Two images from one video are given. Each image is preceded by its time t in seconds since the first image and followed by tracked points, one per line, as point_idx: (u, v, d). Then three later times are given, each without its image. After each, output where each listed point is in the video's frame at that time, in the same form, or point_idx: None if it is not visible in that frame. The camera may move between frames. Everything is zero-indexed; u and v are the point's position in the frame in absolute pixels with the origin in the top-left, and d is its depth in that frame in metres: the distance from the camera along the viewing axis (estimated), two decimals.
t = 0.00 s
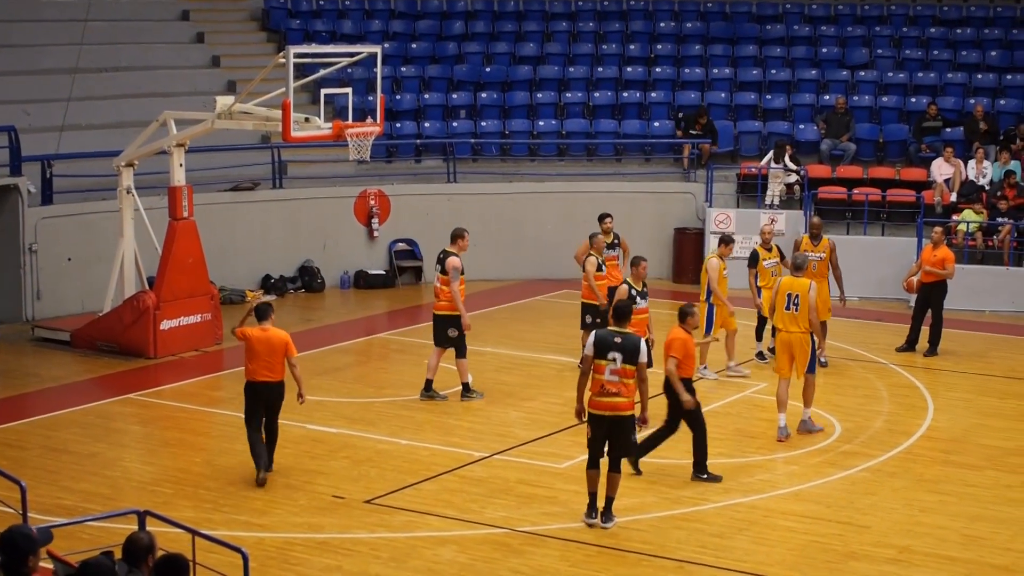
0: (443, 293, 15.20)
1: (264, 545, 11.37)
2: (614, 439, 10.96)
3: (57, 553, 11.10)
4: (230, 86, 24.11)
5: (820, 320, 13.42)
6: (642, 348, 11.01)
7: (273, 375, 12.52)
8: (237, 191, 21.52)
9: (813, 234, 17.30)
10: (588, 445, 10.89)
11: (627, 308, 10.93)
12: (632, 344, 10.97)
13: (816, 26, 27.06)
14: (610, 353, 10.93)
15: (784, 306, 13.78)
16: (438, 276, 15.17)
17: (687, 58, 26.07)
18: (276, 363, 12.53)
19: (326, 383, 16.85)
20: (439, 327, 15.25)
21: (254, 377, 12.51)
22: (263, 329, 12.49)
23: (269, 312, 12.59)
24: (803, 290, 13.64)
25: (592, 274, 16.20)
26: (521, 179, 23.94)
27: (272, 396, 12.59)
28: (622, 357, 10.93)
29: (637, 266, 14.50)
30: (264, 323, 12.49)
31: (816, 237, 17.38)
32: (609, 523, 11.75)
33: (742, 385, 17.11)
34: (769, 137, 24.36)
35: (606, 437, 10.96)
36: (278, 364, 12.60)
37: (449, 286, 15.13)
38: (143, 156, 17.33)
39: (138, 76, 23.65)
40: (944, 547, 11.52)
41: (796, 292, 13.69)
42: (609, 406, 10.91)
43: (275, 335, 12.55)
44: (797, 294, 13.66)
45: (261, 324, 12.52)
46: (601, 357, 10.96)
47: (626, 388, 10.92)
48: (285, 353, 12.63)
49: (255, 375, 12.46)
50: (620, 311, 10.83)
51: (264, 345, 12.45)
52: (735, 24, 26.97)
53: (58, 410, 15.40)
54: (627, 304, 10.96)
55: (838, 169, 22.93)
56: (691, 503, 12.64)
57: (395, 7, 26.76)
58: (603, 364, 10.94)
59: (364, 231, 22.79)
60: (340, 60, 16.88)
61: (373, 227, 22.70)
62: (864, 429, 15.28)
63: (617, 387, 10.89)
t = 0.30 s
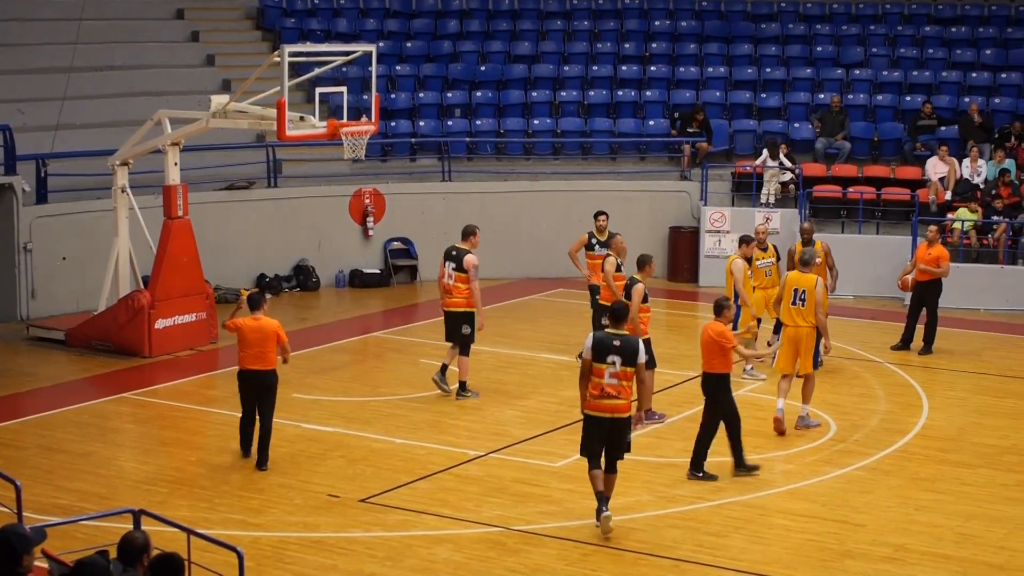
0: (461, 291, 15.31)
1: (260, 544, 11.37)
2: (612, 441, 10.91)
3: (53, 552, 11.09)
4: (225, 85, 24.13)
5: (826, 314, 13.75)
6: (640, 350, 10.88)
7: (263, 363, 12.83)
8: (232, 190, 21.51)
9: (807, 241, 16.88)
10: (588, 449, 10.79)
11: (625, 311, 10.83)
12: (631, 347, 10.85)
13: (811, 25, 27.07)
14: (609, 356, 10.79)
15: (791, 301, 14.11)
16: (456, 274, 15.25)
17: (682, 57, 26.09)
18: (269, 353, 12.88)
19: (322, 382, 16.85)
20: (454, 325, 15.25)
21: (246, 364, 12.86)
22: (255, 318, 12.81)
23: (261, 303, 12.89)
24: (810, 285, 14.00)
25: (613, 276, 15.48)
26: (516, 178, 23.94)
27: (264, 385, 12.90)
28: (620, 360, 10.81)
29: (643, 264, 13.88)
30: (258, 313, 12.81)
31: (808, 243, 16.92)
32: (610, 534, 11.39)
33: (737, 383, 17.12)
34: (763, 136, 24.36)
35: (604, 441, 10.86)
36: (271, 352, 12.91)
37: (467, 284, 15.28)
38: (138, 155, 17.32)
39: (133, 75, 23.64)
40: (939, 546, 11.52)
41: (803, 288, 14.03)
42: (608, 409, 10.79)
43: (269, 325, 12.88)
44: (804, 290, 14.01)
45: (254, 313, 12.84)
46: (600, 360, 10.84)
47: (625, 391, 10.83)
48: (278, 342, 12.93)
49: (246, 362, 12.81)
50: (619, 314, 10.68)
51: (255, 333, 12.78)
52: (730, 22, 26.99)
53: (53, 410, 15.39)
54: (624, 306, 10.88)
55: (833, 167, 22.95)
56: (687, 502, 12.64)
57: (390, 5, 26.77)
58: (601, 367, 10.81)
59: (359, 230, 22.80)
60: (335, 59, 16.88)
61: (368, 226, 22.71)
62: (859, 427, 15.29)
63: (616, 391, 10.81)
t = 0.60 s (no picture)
0: (471, 289, 15.40)
1: (254, 544, 11.37)
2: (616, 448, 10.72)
3: (47, 552, 11.09)
4: (218, 84, 24.14)
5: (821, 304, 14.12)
6: (637, 352, 10.65)
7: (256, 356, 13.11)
8: (226, 189, 21.49)
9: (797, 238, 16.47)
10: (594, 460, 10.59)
11: (616, 315, 10.58)
12: (628, 350, 10.61)
13: (804, 24, 27.08)
14: (607, 363, 10.53)
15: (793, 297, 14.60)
16: (465, 273, 15.31)
17: (675, 56, 26.11)
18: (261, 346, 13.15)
19: (316, 381, 16.85)
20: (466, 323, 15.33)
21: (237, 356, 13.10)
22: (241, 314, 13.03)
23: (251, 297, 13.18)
24: (809, 279, 14.43)
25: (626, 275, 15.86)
26: (510, 178, 23.94)
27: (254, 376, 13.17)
28: (619, 366, 10.56)
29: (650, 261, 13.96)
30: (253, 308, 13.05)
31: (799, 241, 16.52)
32: (616, 537, 11.29)
33: (731, 382, 17.13)
34: (757, 135, 24.34)
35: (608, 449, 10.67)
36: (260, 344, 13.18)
37: (477, 282, 15.40)
38: (131, 154, 17.30)
39: (127, 74, 23.64)
40: (933, 544, 11.53)
41: (802, 282, 14.47)
42: (610, 416, 10.57)
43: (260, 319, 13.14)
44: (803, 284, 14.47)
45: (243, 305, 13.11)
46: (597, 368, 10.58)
47: (626, 396, 10.60)
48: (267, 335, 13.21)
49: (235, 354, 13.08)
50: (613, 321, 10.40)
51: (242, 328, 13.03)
52: (723, 21, 27.02)
53: (47, 409, 15.38)
54: (614, 310, 10.62)
55: (827, 166, 22.96)
56: (680, 501, 12.64)
57: (383, 4, 26.78)
58: (600, 375, 10.55)
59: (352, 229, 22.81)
60: (329, 58, 16.86)
61: (362, 225, 22.71)
62: (853, 426, 15.30)
63: (616, 397, 10.57)
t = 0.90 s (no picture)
0: (472, 284, 15.74)
1: (247, 543, 11.37)
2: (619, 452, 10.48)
3: (40, 552, 11.08)
4: (212, 84, 24.13)
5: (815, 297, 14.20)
6: (631, 351, 10.54)
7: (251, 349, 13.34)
8: (219, 188, 21.48)
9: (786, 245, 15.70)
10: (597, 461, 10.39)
11: (606, 314, 10.49)
12: (622, 348, 10.50)
13: (798, 23, 27.08)
14: (602, 362, 10.40)
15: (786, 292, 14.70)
16: (465, 268, 15.65)
17: (668, 55, 26.14)
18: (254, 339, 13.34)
19: (309, 381, 16.85)
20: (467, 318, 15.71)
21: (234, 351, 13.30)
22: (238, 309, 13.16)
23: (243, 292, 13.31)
24: (800, 275, 14.56)
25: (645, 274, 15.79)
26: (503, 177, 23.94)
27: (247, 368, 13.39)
28: (614, 364, 10.43)
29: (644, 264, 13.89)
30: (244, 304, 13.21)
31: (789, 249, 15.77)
32: (613, 541, 11.26)
33: (724, 381, 17.14)
34: (750, 134, 24.33)
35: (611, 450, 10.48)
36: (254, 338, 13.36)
37: (477, 277, 15.71)
38: (124, 154, 17.27)
39: (120, 74, 23.62)
40: (927, 543, 11.54)
41: (793, 278, 14.61)
42: (610, 417, 10.36)
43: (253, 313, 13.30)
44: (795, 280, 14.59)
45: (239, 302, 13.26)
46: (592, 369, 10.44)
47: (624, 396, 10.41)
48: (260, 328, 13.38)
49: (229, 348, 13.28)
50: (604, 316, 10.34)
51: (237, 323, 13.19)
52: (717, 20, 27.02)
53: (40, 409, 15.37)
54: (603, 311, 10.54)
55: (820, 165, 22.96)
56: (674, 500, 12.65)
57: (376, 4, 26.77)
58: (596, 375, 10.40)
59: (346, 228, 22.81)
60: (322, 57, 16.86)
61: (355, 224, 22.71)
62: (846, 425, 15.30)
63: (614, 397, 10.38)
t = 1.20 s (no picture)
0: (472, 279, 15.90)
1: (242, 542, 11.37)
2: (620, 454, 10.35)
3: (34, 552, 11.07)
4: (205, 83, 24.14)
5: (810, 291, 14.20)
6: (630, 351, 10.36)
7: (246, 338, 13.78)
8: (213, 187, 21.47)
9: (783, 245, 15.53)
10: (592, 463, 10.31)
11: (601, 315, 10.40)
12: (619, 349, 10.34)
13: (791, 22, 27.10)
14: (598, 363, 10.30)
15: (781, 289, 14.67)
16: (466, 264, 15.81)
17: (662, 54, 26.17)
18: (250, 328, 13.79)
19: (304, 380, 16.85)
20: (466, 313, 15.91)
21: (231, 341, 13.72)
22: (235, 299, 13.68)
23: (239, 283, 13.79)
24: (796, 270, 14.57)
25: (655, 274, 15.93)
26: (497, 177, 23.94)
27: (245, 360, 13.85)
28: (611, 365, 10.31)
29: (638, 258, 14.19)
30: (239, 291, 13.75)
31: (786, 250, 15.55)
32: (607, 541, 11.26)
33: (718, 380, 17.15)
34: (744, 133, 24.32)
35: (610, 453, 10.34)
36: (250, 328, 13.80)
37: (477, 273, 15.90)
38: (118, 153, 17.27)
39: (113, 73, 23.62)
40: (920, 542, 11.55)
41: (790, 273, 14.61)
42: (606, 418, 10.25)
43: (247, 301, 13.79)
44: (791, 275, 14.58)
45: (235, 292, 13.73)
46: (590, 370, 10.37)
47: (621, 397, 10.27)
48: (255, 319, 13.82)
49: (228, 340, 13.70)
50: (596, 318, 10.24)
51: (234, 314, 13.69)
52: (710, 20, 27.03)
53: (34, 409, 15.36)
54: (599, 312, 10.45)
55: (814, 164, 22.96)
56: (668, 499, 12.65)
57: (370, 3, 26.78)
58: (593, 376, 10.32)
59: (340, 228, 22.81)
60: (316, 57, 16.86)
61: (349, 224, 22.72)
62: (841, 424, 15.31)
63: (611, 398, 10.26)
